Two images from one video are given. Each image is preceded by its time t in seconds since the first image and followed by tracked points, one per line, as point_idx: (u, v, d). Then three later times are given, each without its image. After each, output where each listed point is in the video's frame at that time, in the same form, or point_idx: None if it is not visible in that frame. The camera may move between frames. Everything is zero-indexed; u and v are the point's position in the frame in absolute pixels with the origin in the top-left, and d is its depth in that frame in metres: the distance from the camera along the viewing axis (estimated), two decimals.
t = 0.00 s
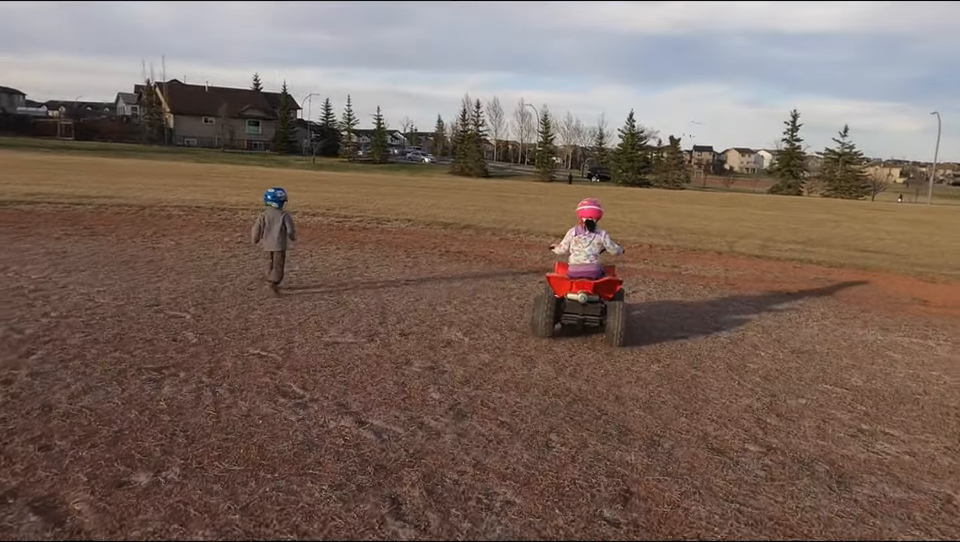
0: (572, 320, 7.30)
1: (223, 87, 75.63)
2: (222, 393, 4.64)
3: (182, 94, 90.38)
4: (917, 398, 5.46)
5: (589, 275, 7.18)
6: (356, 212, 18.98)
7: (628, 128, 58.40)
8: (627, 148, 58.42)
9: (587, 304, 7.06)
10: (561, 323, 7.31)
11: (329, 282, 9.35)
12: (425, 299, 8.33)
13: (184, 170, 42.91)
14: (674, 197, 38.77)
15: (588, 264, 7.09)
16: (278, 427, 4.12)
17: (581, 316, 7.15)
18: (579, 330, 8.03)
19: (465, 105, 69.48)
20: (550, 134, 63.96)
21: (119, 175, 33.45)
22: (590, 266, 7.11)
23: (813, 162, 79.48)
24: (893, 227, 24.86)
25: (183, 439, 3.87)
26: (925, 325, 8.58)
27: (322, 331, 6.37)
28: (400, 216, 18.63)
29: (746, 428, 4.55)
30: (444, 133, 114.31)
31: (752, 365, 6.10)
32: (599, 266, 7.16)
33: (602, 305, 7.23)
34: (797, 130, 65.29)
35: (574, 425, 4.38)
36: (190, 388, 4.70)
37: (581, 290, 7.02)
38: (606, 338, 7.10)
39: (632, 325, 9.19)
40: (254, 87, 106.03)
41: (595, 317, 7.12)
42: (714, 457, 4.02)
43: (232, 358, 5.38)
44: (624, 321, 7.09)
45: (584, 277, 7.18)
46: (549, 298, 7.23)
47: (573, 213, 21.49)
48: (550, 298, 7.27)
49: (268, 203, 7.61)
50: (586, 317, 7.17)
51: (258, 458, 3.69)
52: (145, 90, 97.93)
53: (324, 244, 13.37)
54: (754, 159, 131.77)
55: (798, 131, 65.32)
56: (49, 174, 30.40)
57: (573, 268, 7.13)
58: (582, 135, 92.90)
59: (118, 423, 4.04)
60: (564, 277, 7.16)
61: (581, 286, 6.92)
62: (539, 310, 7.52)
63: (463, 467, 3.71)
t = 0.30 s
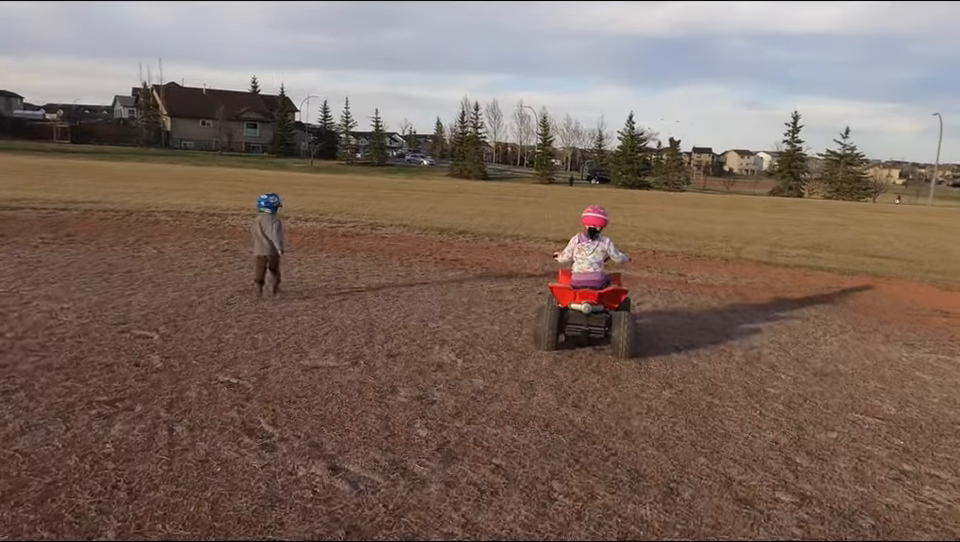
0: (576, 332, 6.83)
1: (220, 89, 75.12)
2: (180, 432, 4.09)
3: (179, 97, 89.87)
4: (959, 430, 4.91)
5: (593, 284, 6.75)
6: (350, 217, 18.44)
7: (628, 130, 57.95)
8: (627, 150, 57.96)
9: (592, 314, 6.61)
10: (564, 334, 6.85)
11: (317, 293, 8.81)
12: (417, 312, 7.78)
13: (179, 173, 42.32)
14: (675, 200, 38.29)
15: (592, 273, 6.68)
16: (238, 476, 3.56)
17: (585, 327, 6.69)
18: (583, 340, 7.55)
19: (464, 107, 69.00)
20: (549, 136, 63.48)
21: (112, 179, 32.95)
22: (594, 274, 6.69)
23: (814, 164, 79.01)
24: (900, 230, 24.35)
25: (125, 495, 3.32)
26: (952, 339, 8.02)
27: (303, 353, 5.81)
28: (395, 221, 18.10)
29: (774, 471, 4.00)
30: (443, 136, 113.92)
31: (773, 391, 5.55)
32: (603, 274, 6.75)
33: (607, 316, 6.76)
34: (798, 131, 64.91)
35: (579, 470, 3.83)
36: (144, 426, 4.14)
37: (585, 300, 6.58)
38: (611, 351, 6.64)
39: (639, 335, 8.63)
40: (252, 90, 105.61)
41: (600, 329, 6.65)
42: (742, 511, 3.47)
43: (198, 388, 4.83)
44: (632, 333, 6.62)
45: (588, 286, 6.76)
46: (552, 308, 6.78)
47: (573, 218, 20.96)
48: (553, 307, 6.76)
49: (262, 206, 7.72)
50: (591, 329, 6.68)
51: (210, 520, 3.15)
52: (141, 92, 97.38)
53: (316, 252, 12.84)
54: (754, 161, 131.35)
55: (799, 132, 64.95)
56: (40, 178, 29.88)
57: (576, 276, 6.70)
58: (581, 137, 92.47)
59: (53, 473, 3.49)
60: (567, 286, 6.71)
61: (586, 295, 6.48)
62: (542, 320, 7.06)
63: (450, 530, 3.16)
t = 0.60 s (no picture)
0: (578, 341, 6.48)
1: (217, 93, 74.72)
2: (119, 476, 3.54)
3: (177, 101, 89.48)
4: None
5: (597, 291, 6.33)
6: (344, 222, 17.94)
7: (628, 132, 57.54)
8: (626, 152, 57.54)
9: (595, 322, 6.27)
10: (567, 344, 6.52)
11: (300, 303, 8.27)
12: (406, 325, 7.25)
13: (175, 178, 41.84)
14: (676, 203, 37.83)
15: (595, 278, 6.29)
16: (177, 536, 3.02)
17: (588, 336, 6.36)
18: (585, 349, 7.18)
19: (463, 109, 68.49)
20: (548, 138, 63.06)
21: (103, 183, 32.41)
22: (598, 280, 6.31)
23: (815, 166, 78.55)
24: (907, 232, 23.82)
25: None
26: None
27: (276, 375, 5.28)
28: (390, 226, 17.61)
29: (806, 520, 3.46)
30: (442, 139, 113.52)
31: (794, 415, 5.01)
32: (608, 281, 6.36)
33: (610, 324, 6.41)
34: (799, 133, 64.51)
35: (580, 522, 3.28)
36: (79, 469, 3.60)
37: (587, 307, 6.25)
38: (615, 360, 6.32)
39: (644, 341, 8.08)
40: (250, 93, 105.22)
41: (604, 338, 6.32)
42: None
43: (151, 418, 4.29)
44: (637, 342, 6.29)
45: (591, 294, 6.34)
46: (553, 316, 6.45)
47: (573, 222, 20.48)
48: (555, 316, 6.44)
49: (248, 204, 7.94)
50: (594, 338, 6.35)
51: None
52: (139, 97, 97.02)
53: (305, 259, 12.29)
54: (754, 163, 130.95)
55: (800, 134, 64.55)
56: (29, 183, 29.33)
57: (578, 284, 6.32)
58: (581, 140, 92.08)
59: None
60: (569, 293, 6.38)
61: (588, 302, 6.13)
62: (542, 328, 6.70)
63: None
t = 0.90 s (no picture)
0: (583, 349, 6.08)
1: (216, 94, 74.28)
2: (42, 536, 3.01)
3: (175, 102, 89.06)
4: None
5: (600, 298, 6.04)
6: (338, 225, 17.45)
7: (629, 132, 57.08)
8: (627, 152, 57.09)
9: (600, 329, 5.87)
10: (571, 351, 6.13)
11: (284, 313, 7.75)
12: (395, 339, 6.73)
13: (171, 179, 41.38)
14: (678, 203, 37.36)
15: (598, 285, 6.04)
16: None
17: (592, 343, 5.96)
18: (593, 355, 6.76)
19: (462, 109, 68.03)
20: (548, 138, 62.58)
21: (97, 185, 31.91)
22: (601, 286, 6.05)
23: (818, 166, 78.07)
24: (915, 233, 23.31)
25: None
26: None
27: (246, 402, 4.76)
28: (385, 229, 17.13)
29: None
30: (442, 139, 113.09)
31: (823, 445, 4.48)
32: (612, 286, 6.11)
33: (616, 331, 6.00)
34: (801, 132, 64.02)
35: None
36: None
37: (592, 313, 5.84)
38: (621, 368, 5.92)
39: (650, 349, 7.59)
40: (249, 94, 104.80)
41: (609, 345, 5.93)
42: None
43: (95, 457, 3.77)
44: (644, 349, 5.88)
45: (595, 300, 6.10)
46: (556, 322, 6.07)
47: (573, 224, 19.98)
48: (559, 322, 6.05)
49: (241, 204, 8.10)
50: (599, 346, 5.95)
51: None
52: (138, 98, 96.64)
53: (294, 265, 11.77)
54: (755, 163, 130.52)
55: (802, 133, 64.06)
56: (21, 186, 28.85)
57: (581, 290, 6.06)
58: (581, 139, 91.63)
59: None
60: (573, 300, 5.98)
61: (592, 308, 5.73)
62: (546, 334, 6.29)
63: None
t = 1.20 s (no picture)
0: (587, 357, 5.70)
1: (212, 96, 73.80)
2: None
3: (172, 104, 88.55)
4: None
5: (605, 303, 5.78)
6: (330, 229, 16.93)
7: (628, 133, 56.67)
8: (626, 153, 56.64)
9: (605, 335, 5.51)
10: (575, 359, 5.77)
11: (263, 325, 7.19)
12: (381, 355, 6.19)
13: (165, 182, 40.86)
14: (678, 205, 36.88)
15: (604, 290, 5.75)
16: None
17: (598, 351, 5.60)
18: (596, 366, 6.41)
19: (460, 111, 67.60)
20: (547, 140, 62.14)
21: (87, 188, 31.27)
22: (607, 291, 5.76)
23: (817, 167, 77.67)
24: (922, 235, 22.82)
25: None
26: None
27: (207, 432, 4.22)
28: (379, 233, 16.60)
29: None
30: (441, 141, 112.66)
31: (860, 482, 3.94)
32: (618, 292, 5.82)
33: (622, 337, 5.58)
34: (801, 133, 63.62)
35: None
36: None
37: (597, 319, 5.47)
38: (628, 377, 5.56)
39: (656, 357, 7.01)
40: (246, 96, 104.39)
41: (615, 353, 5.57)
42: None
43: (19, 506, 3.23)
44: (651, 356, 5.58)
45: (598, 306, 5.80)
46: (559, 328, 5.69)
47: (573, 227, 19.48)
48: (562, 330, 5.66)
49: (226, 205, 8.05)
50: (605, 354, 5.58)
51: None
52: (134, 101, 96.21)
53: (281, 272, 11.21)
54: (754, 165, 130.21)
55: (802, 134, 63.66)
56: (9, 189, 28.21)
57: (585, 295, 5.80)
58: (580, 141, 91.20)
59: None
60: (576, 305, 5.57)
61: (598, 314, 5.34)
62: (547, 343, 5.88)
63: None
